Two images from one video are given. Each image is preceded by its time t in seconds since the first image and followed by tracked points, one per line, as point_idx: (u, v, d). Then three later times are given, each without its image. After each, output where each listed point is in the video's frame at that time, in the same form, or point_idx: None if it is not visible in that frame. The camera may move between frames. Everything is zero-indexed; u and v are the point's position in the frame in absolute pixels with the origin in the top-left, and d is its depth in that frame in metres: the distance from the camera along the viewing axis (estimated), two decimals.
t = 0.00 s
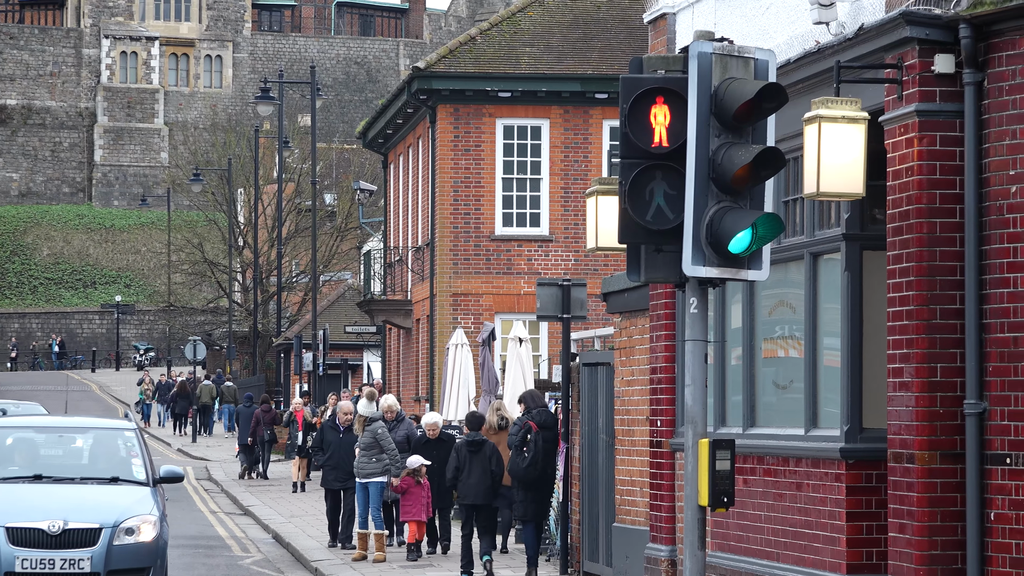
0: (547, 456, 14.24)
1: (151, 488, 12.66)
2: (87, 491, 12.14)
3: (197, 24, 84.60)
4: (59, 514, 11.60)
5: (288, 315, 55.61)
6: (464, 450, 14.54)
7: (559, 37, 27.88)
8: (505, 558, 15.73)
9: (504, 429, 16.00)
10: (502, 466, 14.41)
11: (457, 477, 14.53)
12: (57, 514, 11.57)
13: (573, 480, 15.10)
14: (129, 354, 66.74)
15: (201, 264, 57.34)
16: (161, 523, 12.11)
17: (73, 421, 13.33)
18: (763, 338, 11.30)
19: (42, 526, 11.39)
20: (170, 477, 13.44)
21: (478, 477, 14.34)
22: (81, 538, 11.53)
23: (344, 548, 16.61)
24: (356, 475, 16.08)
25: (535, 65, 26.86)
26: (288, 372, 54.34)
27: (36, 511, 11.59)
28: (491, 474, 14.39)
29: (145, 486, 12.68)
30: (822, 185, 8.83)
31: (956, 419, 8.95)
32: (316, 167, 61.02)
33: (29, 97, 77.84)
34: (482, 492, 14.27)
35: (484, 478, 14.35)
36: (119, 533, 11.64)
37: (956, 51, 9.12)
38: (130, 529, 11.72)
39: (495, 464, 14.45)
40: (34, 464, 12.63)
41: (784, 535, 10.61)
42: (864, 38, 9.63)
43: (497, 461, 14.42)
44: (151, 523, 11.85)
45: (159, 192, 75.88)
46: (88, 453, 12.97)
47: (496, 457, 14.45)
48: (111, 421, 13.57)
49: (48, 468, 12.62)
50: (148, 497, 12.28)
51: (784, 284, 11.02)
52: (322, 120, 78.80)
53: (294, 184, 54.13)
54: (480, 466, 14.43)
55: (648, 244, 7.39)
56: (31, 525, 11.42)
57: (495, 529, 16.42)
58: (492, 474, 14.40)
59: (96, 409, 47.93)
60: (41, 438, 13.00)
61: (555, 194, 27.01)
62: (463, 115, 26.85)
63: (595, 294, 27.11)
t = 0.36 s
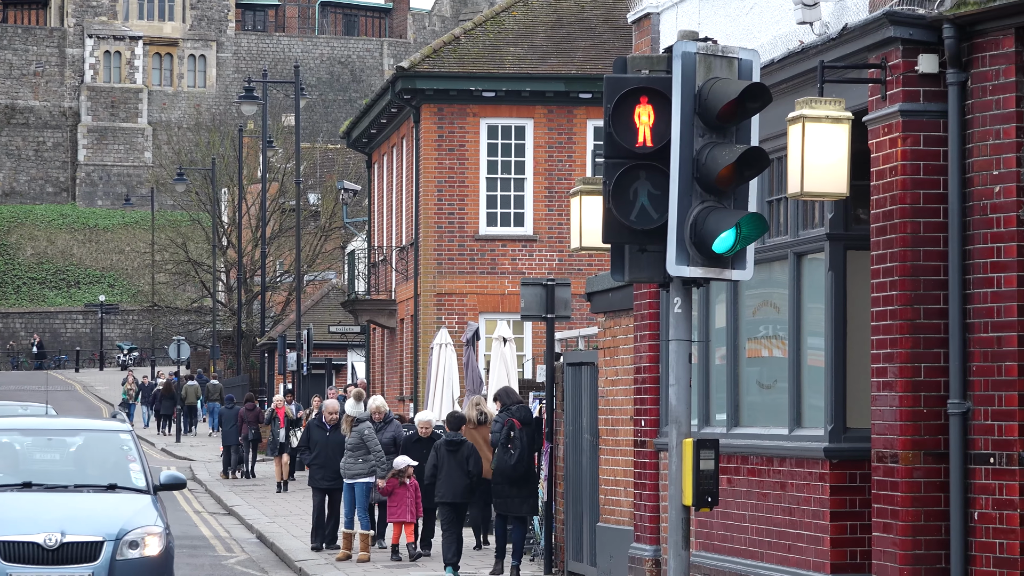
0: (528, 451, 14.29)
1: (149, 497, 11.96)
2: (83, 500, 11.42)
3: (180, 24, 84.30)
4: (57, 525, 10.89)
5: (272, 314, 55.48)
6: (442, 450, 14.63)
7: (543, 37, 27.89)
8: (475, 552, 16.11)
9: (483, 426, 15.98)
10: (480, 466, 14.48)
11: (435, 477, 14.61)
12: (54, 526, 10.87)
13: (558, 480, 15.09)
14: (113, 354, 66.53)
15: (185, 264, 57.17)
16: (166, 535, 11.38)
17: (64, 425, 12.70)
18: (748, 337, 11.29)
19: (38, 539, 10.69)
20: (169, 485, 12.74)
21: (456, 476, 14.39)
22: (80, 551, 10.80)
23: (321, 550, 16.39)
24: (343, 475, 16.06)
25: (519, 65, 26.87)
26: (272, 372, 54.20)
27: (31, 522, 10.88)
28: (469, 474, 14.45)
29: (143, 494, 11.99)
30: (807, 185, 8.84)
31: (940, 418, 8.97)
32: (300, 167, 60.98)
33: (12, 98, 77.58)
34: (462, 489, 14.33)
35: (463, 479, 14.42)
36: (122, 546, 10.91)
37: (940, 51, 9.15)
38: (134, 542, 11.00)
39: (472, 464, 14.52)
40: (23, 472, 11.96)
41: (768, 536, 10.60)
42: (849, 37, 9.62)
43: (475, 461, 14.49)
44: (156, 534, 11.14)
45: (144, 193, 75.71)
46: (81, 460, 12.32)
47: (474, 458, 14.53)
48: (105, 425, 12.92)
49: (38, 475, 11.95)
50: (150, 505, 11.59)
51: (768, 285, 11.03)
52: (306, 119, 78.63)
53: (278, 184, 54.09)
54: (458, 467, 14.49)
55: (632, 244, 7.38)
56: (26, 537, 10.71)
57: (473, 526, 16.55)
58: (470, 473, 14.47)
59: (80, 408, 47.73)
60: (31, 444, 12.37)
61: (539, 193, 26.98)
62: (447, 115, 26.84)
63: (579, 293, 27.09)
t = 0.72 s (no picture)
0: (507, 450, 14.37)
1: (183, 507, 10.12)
2: (106, 515, 9.48)
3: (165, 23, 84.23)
4: (84, 540, 9.04)
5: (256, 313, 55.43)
6: (423, 444, 14.55)
7: (528, 36, 27.89)
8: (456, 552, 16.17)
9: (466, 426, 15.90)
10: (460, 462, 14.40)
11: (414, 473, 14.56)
12: (85, 540, 9.05)
13: (542, 479, 15.09)
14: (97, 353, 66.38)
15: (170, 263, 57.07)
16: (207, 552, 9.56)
17: (76, 424, 10.81)
18: (732, 337, 11.30)
19: (68, 554, 8.86)
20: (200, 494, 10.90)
21: (436, 473, 14.36)
22: (114, 569, 8.97)
23: (307, 551, 16.41)
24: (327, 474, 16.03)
25: (504, 64, 26.85)
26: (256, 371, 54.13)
27: (53, 535, 9.02)
28: (448, 468, 14.40)
29: (176, 504, 10.16)
30: (791, 185, 8.83)
31: (924, 418, 8.99)
32: (285, 166, 61.01)
33: None
34: (440, 487, 14.33)
35: (441, 474, 14.37)
36: (161, 563, 9.08)
37: (925, 51, 9.15)
38: (173, 558, 9.16)
39: (452, 459, 14.45)
40: (35, 478, 10.03)
41: (753, 535, 10.60)
42: (834, 37, 9.62)
43: (455, 456, 14.40)
44: (197, 550, 9.29)
45: (128, 191, 75.58)
46: (101, 465, 10.42)
47: (454, 452, 14.43)
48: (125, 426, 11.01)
49: (54, 483, 10.04)
50: (186, 518, 9.76)
51: (752, 285, 11.03)
52: (291, 118, 78.63)
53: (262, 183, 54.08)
54: (437, 462, 14.43)
55: (617, 243, 7.37)
56: (53, 554, 8.85)
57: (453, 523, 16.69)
58: (449, 468, 14.41)
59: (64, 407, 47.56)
60: (41, 446, 10.44)
61: (523, 192, 26.97)
62: (432, 115, 26.83)
63: (564, 292, 27.08)
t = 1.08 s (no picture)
0: (483, 449, 14.38)
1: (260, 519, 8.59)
2: (185, 530, 7.91)
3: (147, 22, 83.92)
4: (174, 557, 7.50)
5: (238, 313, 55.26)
6: (393, 446, 14.56)
7: (511, 36, 27.86)
8: (436, 552, 16.05)
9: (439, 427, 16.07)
10: (430, 459, 14.44)
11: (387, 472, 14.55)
12: (175, 557, 7.51)
13: (524, 479, 15.08)
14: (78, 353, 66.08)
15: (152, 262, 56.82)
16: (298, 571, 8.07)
17: (127, 426, 9.14)
18: (714, 336, 11.31)
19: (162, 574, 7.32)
20: (274, 503, 9.33)
21: (410, 471, 14.34)
22: None
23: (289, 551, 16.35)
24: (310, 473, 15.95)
25: (486, 63, 26.81)
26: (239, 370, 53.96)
27: (136, 554, 7.44)
28: (420, 466, 14.39)
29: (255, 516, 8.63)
30: (774, 184, 8.85)
31: (907, 417, 9.01)
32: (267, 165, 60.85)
33: None
34: (413, 484, 14.32)
35: (415, 472, 14.37)
36: None
37: (907, 51, 9.15)
38: None
39: (423, 457, 14.46)
40: (94, 488, 8.41)
41: (736, 534, 10.61)
42: (817, 36, 9.63)
43: (426, 453, 14.46)
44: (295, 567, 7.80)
45: (111, 191, 75.27)
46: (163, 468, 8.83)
47: (424, 450, 14.50)
48: (185, 427, 9.38)
49: (122, 493, 8.43)
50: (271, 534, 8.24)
51: (734, 284, 11.05)
52: (273, 117, 78.41)
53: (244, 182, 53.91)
54: (410, 460, 14.43)
55: (599, 243, 7.35)
56: None
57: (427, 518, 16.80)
58: (422, 466, 14.41)
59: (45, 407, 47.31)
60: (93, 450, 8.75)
61: (506, 191, 26.96)
62: (415, 113, 26.78)
63: (546, 291, 27.09)
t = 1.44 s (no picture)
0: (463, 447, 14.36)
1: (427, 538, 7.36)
2: (347, 551, 6.65)
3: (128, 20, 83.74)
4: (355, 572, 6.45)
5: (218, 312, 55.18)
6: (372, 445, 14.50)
7: (492, 35, 27.85)
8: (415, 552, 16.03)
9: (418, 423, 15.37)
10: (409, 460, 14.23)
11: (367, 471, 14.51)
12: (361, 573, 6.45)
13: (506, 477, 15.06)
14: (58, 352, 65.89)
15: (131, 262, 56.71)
16: None
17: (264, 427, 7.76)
18: (694, 336, 11.32)
19: None
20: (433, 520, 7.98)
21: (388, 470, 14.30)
22: None
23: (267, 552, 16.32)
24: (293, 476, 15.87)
25: (467, 62, 26.80)
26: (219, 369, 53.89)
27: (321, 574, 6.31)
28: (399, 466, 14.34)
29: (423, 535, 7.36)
30: (753, 183, 8.87)
31: (886, 416, 9.02)
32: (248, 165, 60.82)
33: None
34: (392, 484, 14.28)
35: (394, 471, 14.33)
36: None
37: (887, 50, 9.17)
38: None
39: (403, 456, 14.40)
40: (230, 500, 7.04)
41: (715, 532, 10.62)
42: (796, 35, 9.64)
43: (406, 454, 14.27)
44: None
45: (91, 190, 75.12)
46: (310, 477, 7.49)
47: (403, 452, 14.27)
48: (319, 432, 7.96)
49: (280, 511, 7.08)
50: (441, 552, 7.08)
51: (715, 283, 11.06)
52: (254, 116, 78.35)
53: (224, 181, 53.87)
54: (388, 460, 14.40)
55: (578, 242, 7.34)
56: None
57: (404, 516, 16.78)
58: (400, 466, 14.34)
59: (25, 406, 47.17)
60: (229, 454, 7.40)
61: (486, 190, 26.94)
62: (395, 113, 26.74)
63: (527, 289, 27.09)
